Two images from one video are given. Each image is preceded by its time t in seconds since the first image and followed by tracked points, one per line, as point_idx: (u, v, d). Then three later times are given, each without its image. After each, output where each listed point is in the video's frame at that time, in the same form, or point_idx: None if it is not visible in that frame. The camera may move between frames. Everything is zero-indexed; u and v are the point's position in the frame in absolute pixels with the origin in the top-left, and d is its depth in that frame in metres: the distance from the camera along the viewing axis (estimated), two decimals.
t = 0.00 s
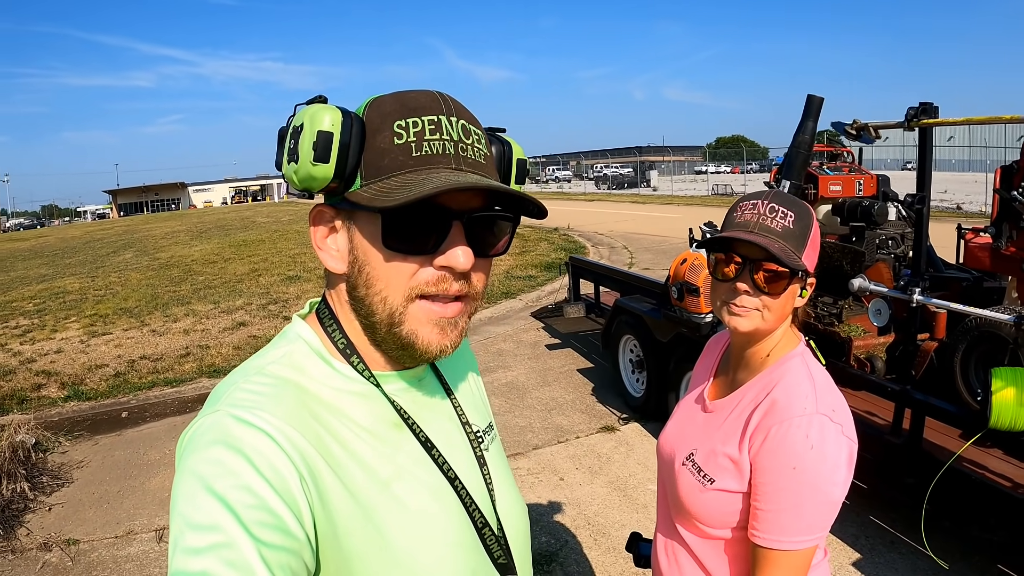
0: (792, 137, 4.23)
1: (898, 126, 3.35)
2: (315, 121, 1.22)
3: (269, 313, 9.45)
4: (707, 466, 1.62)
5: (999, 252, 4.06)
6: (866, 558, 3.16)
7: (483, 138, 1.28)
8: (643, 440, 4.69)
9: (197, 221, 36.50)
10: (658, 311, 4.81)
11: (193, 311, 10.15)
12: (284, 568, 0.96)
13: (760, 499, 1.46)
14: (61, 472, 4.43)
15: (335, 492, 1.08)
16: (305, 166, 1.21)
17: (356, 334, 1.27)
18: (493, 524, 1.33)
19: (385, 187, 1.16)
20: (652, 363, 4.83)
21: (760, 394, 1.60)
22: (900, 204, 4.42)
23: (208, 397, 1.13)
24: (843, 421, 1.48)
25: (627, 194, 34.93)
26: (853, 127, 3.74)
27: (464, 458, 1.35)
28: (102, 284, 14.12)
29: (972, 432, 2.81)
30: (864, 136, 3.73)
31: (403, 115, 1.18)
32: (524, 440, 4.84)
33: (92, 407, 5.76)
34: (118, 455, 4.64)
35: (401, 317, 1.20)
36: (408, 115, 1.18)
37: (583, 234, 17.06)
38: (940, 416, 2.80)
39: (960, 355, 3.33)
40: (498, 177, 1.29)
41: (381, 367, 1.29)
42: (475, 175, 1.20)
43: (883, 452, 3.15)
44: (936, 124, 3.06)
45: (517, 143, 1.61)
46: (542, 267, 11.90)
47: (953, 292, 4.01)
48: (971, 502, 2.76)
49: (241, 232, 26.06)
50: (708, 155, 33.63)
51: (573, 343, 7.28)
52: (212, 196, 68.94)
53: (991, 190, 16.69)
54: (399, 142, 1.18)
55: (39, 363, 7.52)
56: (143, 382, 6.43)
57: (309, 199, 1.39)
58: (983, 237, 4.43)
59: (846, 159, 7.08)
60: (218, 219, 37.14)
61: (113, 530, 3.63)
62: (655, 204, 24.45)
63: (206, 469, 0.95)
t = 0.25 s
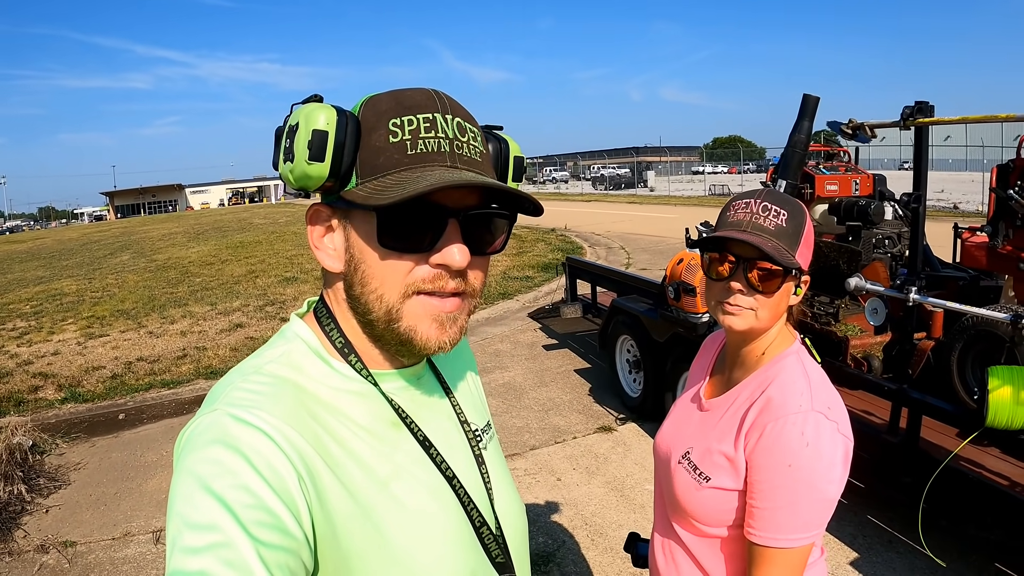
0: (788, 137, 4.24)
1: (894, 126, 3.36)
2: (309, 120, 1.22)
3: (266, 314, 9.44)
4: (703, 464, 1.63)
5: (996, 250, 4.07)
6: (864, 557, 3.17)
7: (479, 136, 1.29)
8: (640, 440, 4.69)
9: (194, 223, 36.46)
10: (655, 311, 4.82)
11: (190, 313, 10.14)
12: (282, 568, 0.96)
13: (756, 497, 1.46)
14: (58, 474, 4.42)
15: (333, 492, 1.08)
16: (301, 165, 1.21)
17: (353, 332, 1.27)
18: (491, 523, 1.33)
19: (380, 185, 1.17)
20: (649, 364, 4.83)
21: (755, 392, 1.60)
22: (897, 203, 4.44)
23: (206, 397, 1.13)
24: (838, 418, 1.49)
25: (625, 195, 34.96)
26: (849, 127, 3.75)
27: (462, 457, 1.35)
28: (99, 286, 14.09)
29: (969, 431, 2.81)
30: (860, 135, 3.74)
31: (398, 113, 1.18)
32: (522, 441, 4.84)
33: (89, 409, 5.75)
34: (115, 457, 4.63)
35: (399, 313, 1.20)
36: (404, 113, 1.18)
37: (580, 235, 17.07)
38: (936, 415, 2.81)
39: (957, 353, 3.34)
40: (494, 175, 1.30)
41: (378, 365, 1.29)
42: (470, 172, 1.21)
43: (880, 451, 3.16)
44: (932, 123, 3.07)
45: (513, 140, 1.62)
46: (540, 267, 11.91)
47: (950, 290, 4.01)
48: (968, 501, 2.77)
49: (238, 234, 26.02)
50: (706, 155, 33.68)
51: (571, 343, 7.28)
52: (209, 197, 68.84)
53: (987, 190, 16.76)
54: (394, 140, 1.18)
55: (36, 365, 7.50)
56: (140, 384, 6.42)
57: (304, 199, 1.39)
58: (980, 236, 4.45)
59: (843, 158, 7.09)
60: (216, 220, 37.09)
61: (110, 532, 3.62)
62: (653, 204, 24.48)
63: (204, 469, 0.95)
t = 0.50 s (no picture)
0: (787, 135, 4.24)
1: (892, 122, 3.36)
2: (305, 120, 1.22)
3: (266, 315, 9.45)
4: (702, 462, 1.63)
5: (996, 246, 4.03)
6: (865, 555, 3.17)
7: (477, 136, 1.28)
8: (641, 438, 4.69)
9: (195, 224, 36.51)
10: (655, 309, 4.82)
11: (191, 314, 10.15)
12: (282, 568, 0.96)
13: (754, 494, 1.46)
14: (60, 476, 4.43)
15: (333, 492, 1.08)
16: (298, 165, 1.22)
17: (352, 333, 1.27)
18: (491, 523, 1.33)
19: (377, 184, 1.16)
20: (649, 362, 4.83)
21: (753, 389, 1.60)
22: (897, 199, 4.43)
23: (206, 396, 1.13)
24: (837, 416, 1.49)
25: (625, 193, 34.96)
26: (848, 124, 3.75)
27: (462, 457, 1.35)
28: (100, 288, 14.10)
29: (969, 428, 2.81)
30: (859, 132, 3.73)
31: (395, 113, 1.18)
32: (522, 440, 4.84)
33: (90, 411, 5.76)
34: (117, 459, 4.64)
35: (394, 316, 1.20)
36: (402, 113, 1.18)
37: (580, 233, 17.06)
38: (937, 412, 2.81)
39: (957, 350, 3.32)
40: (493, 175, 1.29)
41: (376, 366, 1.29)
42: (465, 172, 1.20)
43: (881, 448, 3.16)
44: (930, 119, 3.07)
45: (513, 139, 1.61)
46: (540, 266, 11.91)
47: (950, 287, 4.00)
48: (969, 497, 2.77)
49: (239, 235, 26.02)
50: (705, 153, 33.66)
51: (571, 342, 7.28)
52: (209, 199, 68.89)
53: (988, 185, 16.73)
54: (391, 140, 1.18)
55: (37, 368, 7.51)
56: (141, 385, 6.43)
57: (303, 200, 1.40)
58: (981, 232, 4.44)
59: (842, 155, 7.08)
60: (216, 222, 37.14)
61: (111, 533, 3.63)
62: (652, 202, 24.47)
63: (204, 468, 0.95)
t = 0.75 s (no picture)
0: (787, 135, 4.23)
1: (893, 122, 3.36)
2: (302, 119, 1.22)
3: (267, 313, 9.44)
4: (702, 462, 1.63)
5: (996, 247, 4.04)
6: (864, 556, 3.17)
7: (473, 131, 1.28)
8: (641, 438, 4.70)
9: (195, 222, 36.51)
10: (655, 309, 4.81)
11: (192, 312, 10.15)
12: (281, 567, 0.96)
13: (754, 495, 1.46)
14: (59, 474, 4.43)
15: (333, 491, 1.08)
16: (296, 164, 1.21)
17: (353, 333, 1.27)
18: (490, 522, 1.33)
19: (376, 180, 1.16)
20: (649, 362, 4.83)
21: (754, 390, 1.60)
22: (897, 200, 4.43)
23: (205, 396, 1.13)
24: (837, 416, 1.49)
25: (625, 193, 34.94)
26: (848, 124, 3.75)
27: (462, 457, 1.35)
28: (101, 286, 14.10)
29: (969, 429, 2.81)
30: (859, 132, 3.73)
31: (392, 109, 1.18)
32: (522, 440, 4.84)
33: (90, 409, 5.76)
34: (116, 457, 4.64)
35: (395, 315, 1.20)
36: (398, 109, 1.18)
37: (581, 233, 17.05)
38: (937, 413, 2.80)
39: (957, 350, 3.33)
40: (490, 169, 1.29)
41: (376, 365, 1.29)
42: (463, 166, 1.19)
43: (881, 449, 3.15)
44: (931, 119, 3.07)
45: (508, 135, 1.61)
46: (540, 265, 11.90)
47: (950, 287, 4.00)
48: (969, 499, 2.76)
49: (239, 233, 26.02)
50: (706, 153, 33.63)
51: (571, 342, 7.28)
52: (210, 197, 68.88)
53: (989, 186, 16.73)
54: (389, 136, 1.18)
55: (38, 366, 7.52)
56: (141, 383, 6.43)
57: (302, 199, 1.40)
58: (981, 233, 4.44)
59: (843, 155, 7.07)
60: (217, 220, 37.13)
61: (111, 531, 3.63)
62: (653, 202, 24.46)
63: (203, 468, 0.95)
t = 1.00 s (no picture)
0: (790, 140, 4.23)
1: (896, 129, 3.36)
2: (297, 120, 1.24)
3: (267, 313, 9.45)
4: (704, 468, 1.62)
5: (998, 255, 4.05)
6: (863, 563, 3.16)
7: (468, 130, 1.25)
8: (641, 442, 4.69)
9: (197, 221, 36.55)
10: (656, 313, 4.81)
11: (192, 311, 10.15)
12: (282, 568, 0.96)
13: (756, 501, 1.46)
14: (58, 471, 4.43)
15: (334, 492, 1.08)
16: (290, 164, 1.24)
17: (354, 335, 1.27)
18: (490, 524, 1.33)
19: (366, 179, 1.16)
20: (649, 366, 4.83)
21: (756, 396, 1.60)
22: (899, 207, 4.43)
23: (206, 397, 1.13)
24: (839, 423, 1.48)
25: (627, 196, 34.95)
26: (852, 130, 3.75)
27: (462, 459, 1.35)
28: (102, 283, 14.11)
29: (969, 437, 2.80)
30: (862, 139, 3.73)
31: (385, 110, 1.18)
32: (521, 442, 4.83)
33: (90, 406, 5.76)
34: (115, 454, 4.64)
35: (391, 308, 1.19)
36: (391, 110, 1.18)
37: (582, 236, 17.05)
38: (937, 420, 2.80)
39: (958, 358, 3.33)
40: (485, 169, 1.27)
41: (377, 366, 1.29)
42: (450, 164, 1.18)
43: (881, 456, 3.15)
44: (934, 127, 3.06)
45: (508, 136, 1.61)
46: (541, 268, 11.90)
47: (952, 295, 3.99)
48: (969, 507, 2.76)
49: (241, 232, 26.05)
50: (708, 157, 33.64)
51: (572, 345, 7.28)
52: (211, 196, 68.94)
53: (991, 194, 16.72)
54: (380, 136, 1.17)
55: (38, 362, 7.52)
56: (141, 381, 6.43)
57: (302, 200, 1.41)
58: (983, 240, 4.44)
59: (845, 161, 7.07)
60: (218, 219, 37.16)
61: (109, 529, 3.62)
62: (654, 206, 24.47)
63: (204, 469, 0.95)
